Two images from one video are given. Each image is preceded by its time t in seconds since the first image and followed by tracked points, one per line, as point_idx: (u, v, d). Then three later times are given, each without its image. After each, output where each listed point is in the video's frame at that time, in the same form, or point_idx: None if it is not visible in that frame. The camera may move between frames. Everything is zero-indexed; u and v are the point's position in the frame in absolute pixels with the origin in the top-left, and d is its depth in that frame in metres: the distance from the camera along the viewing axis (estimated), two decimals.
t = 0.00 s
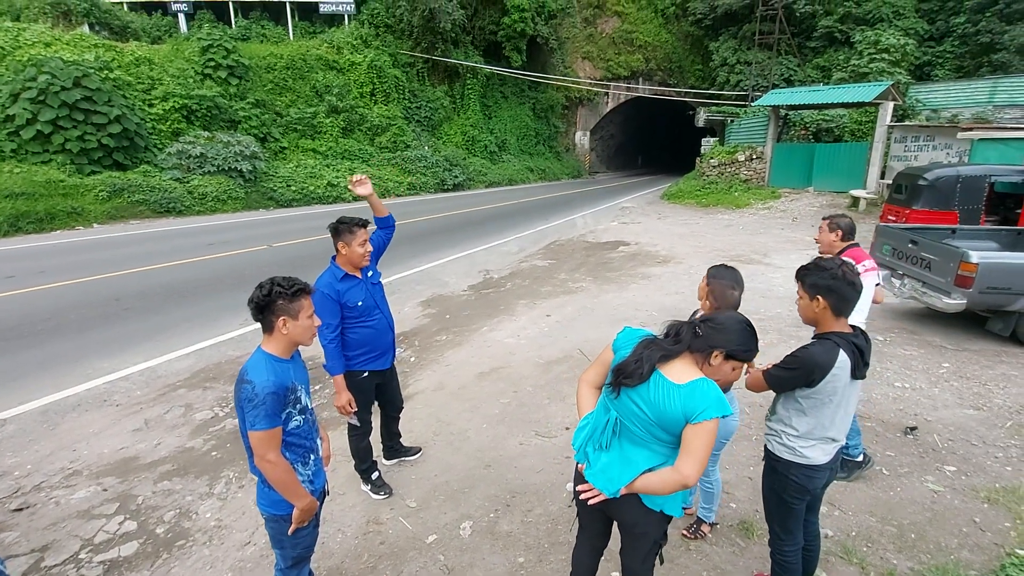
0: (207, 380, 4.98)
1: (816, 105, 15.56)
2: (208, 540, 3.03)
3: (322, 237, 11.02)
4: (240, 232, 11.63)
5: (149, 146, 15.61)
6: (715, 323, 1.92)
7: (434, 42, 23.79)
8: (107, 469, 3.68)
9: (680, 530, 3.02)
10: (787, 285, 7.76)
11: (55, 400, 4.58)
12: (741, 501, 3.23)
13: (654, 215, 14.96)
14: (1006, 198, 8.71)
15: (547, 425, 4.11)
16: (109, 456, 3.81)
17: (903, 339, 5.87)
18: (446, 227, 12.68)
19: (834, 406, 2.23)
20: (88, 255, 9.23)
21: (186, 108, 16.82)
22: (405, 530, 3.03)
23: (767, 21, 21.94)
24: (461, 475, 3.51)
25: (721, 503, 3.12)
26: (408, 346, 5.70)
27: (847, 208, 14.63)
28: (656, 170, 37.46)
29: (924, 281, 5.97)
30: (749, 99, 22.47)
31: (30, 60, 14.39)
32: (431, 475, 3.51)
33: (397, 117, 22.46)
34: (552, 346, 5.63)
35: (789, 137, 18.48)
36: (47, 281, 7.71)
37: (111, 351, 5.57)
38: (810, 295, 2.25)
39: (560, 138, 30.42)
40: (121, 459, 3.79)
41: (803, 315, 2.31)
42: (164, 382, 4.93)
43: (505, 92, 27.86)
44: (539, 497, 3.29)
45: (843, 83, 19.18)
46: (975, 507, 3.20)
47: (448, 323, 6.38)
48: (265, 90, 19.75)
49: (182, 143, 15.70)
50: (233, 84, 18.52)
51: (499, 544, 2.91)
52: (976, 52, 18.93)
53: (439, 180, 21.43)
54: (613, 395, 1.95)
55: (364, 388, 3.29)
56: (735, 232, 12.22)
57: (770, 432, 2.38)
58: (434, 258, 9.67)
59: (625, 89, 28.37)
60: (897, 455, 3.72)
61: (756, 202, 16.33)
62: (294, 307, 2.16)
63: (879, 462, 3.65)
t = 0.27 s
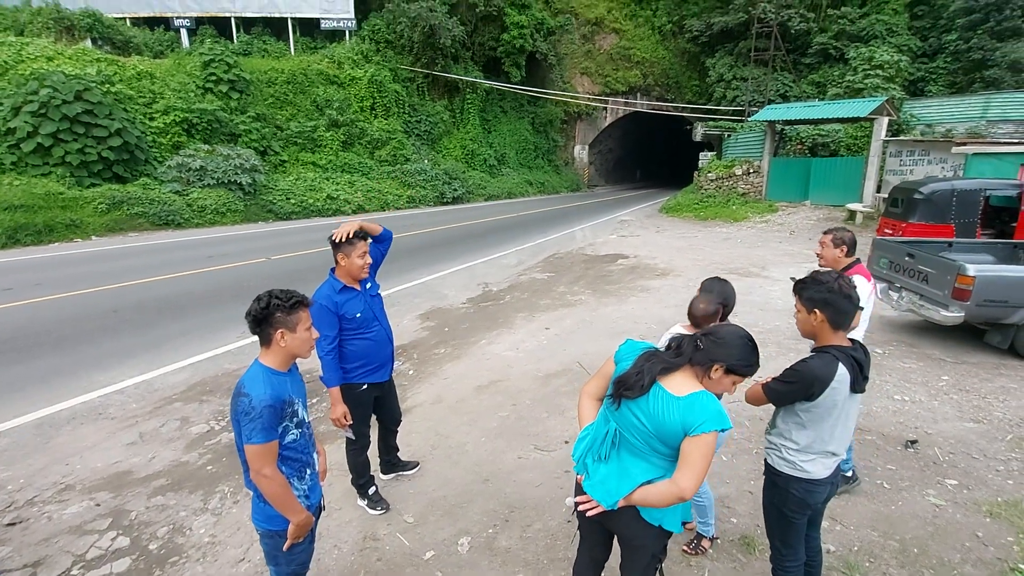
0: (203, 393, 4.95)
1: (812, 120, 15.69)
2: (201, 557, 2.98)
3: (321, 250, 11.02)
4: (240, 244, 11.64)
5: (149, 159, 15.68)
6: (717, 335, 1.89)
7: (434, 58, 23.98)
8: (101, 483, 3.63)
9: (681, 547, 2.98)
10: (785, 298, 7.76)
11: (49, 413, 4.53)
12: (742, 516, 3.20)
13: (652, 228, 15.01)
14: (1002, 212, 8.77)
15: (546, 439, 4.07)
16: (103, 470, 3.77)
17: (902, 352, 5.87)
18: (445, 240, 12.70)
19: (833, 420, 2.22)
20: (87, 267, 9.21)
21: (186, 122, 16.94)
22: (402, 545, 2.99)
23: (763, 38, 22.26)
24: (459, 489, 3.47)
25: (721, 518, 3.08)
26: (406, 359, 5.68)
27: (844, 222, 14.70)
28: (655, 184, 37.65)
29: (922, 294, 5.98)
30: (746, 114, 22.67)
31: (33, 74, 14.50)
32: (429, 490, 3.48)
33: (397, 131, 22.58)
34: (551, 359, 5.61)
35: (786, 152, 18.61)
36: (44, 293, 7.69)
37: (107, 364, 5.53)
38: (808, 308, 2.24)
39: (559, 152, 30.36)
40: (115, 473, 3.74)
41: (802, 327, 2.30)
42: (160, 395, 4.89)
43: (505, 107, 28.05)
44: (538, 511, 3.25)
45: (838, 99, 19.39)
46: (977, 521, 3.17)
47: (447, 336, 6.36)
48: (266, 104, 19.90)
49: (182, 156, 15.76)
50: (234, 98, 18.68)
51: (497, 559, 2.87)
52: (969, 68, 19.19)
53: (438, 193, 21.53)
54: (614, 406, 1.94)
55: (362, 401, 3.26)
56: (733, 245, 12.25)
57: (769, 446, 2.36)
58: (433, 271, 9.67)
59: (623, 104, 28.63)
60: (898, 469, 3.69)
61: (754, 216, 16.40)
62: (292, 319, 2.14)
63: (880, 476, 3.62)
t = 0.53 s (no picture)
0: (187, 409, 4.85)
1: (796, 136, 15.97)
2: None
3: (309, 264, 10.94)
4: (226, 258, 11.52)
5: (135, 171, 15.56)
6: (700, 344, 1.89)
7: (424, 72, 24.05)
8: (79, 503, 3.53)
9: (672, 561, 2.97)
10: (773, 310, 7.82)
11: (27, 430, 4.42)
12: (732, 530, 3.18)
13: (641, 241, 15.11)
14: (981, 226, 8.95)
15: (536, 453, 4.04)
16: (82, 489, 3.67)
17: (887, 364, 5.93)
18: (433, 254, 12.68)
19: (820, 434, 2.22)
20: (69, 281, 9.06)
21: (173, 134, 16.85)
22: (389, 564, 2.93)
23: (747, 56, 22.73)
24: (448, 506, 3.42)
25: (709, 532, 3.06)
26: (394, 373, 5.63)
27: (828, 236, 14.92)
28: (642, 198, 37.98)
29: (905, 307, 6.06)
30: (731, 129, 23.01)
31: (17, 86, 14.36)
32: (417, 507, 3.42)
33: (387, 144, 22.57)
34: (541, 372, 5.59)
35: (770, 167, 18.89)
36: (24, 307, 7.54)
37: (88, 380, 5.42)
38: (796, 321, 2.25)
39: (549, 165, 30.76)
40: (94, 492, 3.65)
41: (791, 341, 2.31)
42: (143, 412, 4.79)
43: (494, 121, 27.99)
44: (528, 528, 3.22)
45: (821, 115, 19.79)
46: (964, 532, 3.19)
47: (435, 350, 6.33)
48: (255, 117, 19.87)
49: (168, 169, 15.63)
50: (222, 110, 18.64)
51: None
52: (946, 86, 19.69)
53: (427, 207, 21.53)
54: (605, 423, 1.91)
55: (350, 416, 3.22)
56: (721, 258, 12.36)
57: (759, 459, 2.36)
58: (422, 284, 9.63)
59: (611, 119, 28.93)
60: (886, 481, 3.71)
61: (740, 229, 16.58)
62: (280, 333, 2.11)
63: (868, 488, 3.64)
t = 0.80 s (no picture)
0: (162, 425, 4.74)
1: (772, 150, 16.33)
2: None
3: (290, 275, 10.81)
4: (204, 269, 11.34)
5: (110, 181, 15.30)
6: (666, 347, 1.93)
7: (406, 84, 24.10)
8: (48, 523, 3.41)
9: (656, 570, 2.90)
10: (753, 321, 7.92)
11: None
12: (716, 540, 3.19)
13: (623, 253, 15.24)
14: (951, 238, 9.21)
15: (520, 466, 4.02)
16: (51, 509, 3.55)
17: (864, 373, 6.04)
18: (416, 265, 12.63)
19: (802, 445, 2.25)
20: (40, 292, 8.82)
21: (150, 144, 16.63)
22: None
23: (724, 72, 23.25)
24: (431, 520, 3.38)
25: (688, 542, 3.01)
26: (377, 386, 5.56)
27: (805, 247, 15.21)
28: (624, 209, 38.38)
29: (881, 316, 6.19)
30: (710, 143, 23.42)
31: None
32: (400, 521, 3.38)
33: (369, 155, 22.43)
34: (524, 384, 5.58)
35: (748, 180, 19.25)
36: None
37: (59, 395, 5.26)
38: (777, 333, 2.28)
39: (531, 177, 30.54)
40: (64, 512, 3.53)
41: (772, 352, 2.34)
42: (116, 428, 4.66)
43: (477, 133, 28.03)
44: (512, 541, 3.19)
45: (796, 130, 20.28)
46: (942, 538, 3.24)
47: (418, 362, 6.28)
48: (234, 127, 19.69)
49: (145, 179, 15.39)
50: (201, 120, 18.45)
51: None
52: (915, 102, 20.31)
53: (409, 218, 21.47)
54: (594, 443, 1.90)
55: (332, 431, 3.17)
56: (701, 269, 12.51)
57: (742, 469, 2.38)
58: (405, 295, 9.58)
59: (592, 132, 29.21)
60: (865, 488, 3.76)
61: (720, 241, 16.83)
62: (261, 346, 2.08)
63: (848, 495, 3.68)
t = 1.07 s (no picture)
0: (142, 439, 4.63)
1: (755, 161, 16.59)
2: None
3: (274, 286, 10.69)
4: (186, 280, 11.17)
5: (90, 191, 15.07)
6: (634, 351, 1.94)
7: (393, 95, 24.11)
8: (21, 542, 3.30)
9: None
10: (738, 330, 7.99)
11: None
12: (706, 550, 3.18)
13: (609, 262, 15.33)
14: (929, 247, 9.41)
15: (508, 477, 3.99)
16: (24, 528, 3.43)
17: (848, 381, 6.11)
18: (403, 275, 12.57)
19: (791, 453, 2.26)
20: (16, 304, 8.62)
21: (132, 153, 16.45)
22: None
23: (707, 85, 23.64)
24: (419, 534, 3.33)
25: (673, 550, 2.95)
26: (363, 398, 5.50)
27: (788, 256, 15.42)
28: (610, 219, 38.66)
29: (863, 324, 6.27)
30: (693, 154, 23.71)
31: None
32: (387, 536, 3.32)
33: (355, 166, 22.43)
34: (512, 394, 5.55)
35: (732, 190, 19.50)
36: None
37: (34, 409, 5.13)
38: (764, 341, 2.30)
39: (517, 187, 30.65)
40: (38, 530, 3.42)
41: (760, 361, 2.36)
42: (94, 443, 4.54)
43: (463, 143, 28.03)
44: (501, 554, 3.15)
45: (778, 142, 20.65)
46: (926, 544, 3.27)
47: (405, 373, 6.22)
48: (218, 136, 19.54)
49: (126, 188, 15.17)
50: (184, 130, 18.29)
51: None
52: (892, 115, 20.80)
53: (396, 228, 21.42)
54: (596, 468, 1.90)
55: (316, 444, 3.11)
56: (687, 279, 12.60)
57: (731, 478, 2.39)
58: (392, 306, 9.53)
59: (578, 142, 29.43)
60: (851, 495, 3.78)
61: (705, 250, 17.01)
62: (246, 358, 2.04)
63: (835, 502, 3.70)
